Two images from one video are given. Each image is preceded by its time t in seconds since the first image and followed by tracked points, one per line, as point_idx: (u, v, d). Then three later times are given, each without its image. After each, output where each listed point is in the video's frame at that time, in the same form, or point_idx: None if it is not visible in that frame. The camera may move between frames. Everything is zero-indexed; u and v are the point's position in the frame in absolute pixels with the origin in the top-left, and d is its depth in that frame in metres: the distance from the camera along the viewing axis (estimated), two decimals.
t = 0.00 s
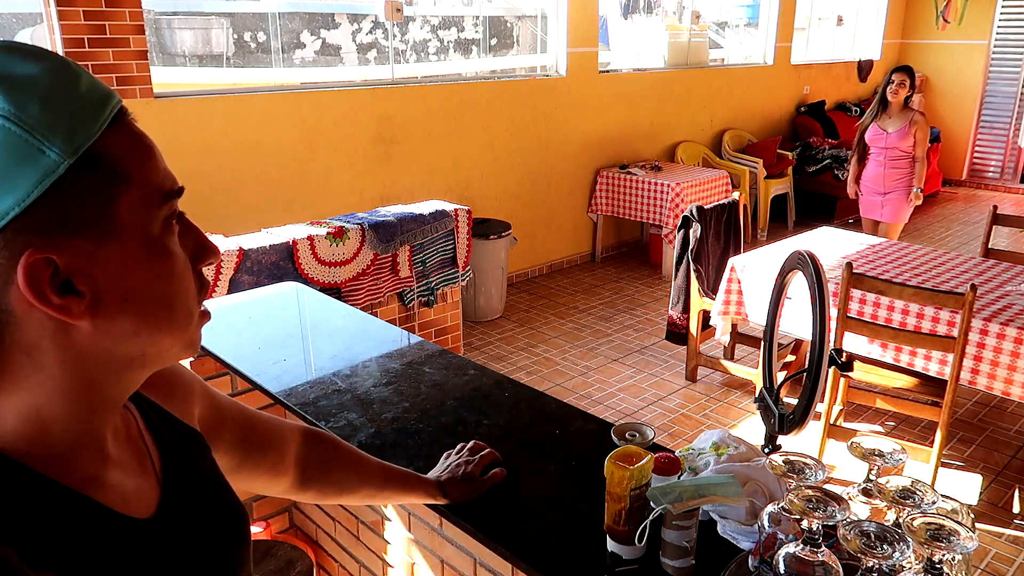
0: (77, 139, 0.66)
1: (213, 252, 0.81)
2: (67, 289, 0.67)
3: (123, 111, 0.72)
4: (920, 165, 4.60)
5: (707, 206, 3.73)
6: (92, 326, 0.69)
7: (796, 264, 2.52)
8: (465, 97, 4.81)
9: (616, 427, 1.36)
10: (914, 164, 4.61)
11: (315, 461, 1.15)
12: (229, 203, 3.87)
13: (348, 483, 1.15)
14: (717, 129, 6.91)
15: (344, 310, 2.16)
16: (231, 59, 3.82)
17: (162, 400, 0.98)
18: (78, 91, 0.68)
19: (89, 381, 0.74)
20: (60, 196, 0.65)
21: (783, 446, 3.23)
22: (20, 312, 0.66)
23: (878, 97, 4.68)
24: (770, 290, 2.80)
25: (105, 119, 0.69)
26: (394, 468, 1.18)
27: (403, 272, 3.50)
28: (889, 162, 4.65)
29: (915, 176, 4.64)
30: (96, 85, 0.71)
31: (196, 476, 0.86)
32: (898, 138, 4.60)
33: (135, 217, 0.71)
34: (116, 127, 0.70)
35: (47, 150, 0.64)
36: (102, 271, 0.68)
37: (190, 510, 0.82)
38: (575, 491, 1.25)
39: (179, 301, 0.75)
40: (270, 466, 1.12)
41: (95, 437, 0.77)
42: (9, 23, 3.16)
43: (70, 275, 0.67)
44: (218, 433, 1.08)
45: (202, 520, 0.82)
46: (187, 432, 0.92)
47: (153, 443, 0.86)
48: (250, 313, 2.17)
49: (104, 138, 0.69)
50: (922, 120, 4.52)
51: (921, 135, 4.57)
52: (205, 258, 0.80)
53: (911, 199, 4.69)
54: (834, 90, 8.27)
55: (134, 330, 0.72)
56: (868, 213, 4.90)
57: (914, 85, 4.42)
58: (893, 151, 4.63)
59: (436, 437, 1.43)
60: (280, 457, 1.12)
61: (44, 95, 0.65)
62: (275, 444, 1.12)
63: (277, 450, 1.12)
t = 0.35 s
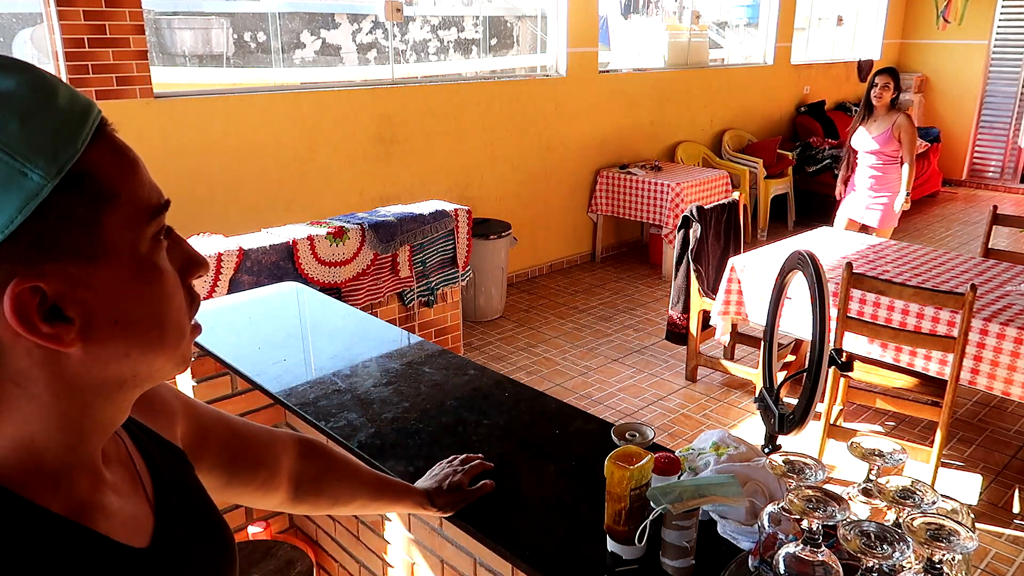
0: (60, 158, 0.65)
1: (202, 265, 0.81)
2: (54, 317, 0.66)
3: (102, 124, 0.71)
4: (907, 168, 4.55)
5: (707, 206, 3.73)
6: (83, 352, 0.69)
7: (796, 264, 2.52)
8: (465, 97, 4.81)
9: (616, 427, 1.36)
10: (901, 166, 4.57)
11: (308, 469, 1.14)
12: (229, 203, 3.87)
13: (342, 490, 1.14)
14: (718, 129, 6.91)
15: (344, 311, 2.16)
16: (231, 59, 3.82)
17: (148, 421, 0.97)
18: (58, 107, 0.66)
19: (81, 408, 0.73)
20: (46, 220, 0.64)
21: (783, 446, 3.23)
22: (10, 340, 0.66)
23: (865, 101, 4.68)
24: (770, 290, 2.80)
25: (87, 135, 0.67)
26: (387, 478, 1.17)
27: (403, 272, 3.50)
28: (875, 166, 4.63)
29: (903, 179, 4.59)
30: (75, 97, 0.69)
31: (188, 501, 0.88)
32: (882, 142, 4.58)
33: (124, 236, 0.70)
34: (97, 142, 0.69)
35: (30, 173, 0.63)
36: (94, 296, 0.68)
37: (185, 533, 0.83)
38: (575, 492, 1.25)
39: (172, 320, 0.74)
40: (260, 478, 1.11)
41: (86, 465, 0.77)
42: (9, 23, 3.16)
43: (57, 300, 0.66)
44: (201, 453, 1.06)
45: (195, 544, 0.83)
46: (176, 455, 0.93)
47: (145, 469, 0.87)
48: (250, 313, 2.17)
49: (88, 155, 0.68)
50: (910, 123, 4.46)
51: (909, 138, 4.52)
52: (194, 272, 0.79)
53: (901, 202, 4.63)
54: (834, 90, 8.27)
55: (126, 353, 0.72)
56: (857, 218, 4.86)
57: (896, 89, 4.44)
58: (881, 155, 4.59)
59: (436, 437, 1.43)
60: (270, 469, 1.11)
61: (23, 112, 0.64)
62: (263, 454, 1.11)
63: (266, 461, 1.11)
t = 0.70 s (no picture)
0: (53, 160, 0.65)
1: (189, 280, 0.80)
2: (33, 314, 0.67)
3: (102, 134, 0.71)
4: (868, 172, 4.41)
5: (707, 206, 3.73)
6: (59, 352, 0.69)
7: (796, 264, 2.52)
8: (465, 97, 4.81)
9: (616, 428, 1.36)
10: (863, 170, 4.43)
11: (311, 469, 1.13)
12: (228, 203, 3.87)
13: (344, 490, 1.15)
14: (718, 129, 6.91)
15: (344, 311, 2.16)
16: (231, 59, 3.82)
17: (147, 420, 0.97)
18: (59, 113, 0.67)
19: (58, 410, 0.74)
20: (33, 219, 0.65)
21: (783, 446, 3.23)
22: None
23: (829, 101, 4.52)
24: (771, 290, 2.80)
25: (83, 142, 0.68)
26: (391, 478, 1.17)
27: (403, 272, 3.50)
28: (838, 169, 4.49)
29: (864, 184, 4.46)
30: (77, 106, 0.70)
31: (183, 498, 0.88)
32: (846, 144, 4.44)
33: (108, 243, 0.70)
34: (93, 150, 0.70)
35: (21, 171, 0.63)
36: (74, 298, 0.68)
37: (172, 535, 0.84)
38: (575, 492, 1.25)
39: (153, 330, 0.74)
40: (263, 477, 1.11)
41: (67, 465, 0.77)
42: (9, 23, 3.16)
43: (37, 299, 0.66)
44: (206, 452, 1.07)
45: (184, 545, 0.84)
46: (173, 451, 0.93)
47: (136, 474, 0.87)
48: (250, 313, 2.17)
49: (82, 162, 0.68)
50: (874, 125, 4.34)
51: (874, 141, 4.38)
52: (182, 285, 0.79)
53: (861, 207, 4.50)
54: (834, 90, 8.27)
55: (104, 357, 0.72)
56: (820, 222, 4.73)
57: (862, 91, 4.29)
58: (846, 159, 4.46)
59: (436, 437, 1.43)
60: (274, 469, 1.11)
61: (22, 112, 0.64)
62: (267, 453, 1.11)
63: (270, 459, 1.11)
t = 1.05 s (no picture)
0: (83, 175, 0.66)
1: (192, 294, 0.80)
2: (52, 322, 0.66)
3: (122, 149, 0.73)
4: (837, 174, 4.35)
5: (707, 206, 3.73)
6: (70, 357, 0.69)
7: (796, 264, 2.52)
8: (465, 97, 4.81)
9: (616, 427, 1.36)
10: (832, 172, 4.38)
11: (307, 468, 1.13)
12: (229, 202, 3.88)
13: (341, 489, 1.14)
14: (718, 129, 6.91)
15: (345, 311, 2.16)
16: (231, 59, 3.82)
17: (140, 424, 0.95)
18: (87, 127, 0.69)
19: (59, 418, 0.73)
20: (58, 229, 0.65)
21: (783, 446, 3.23)
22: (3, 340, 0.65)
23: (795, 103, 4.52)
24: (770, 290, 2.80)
25: (109, 156, 0.69)
26: (389, 479, 1.17)
27: (403, 272, 3.50)
28: (807, 172, 4.44)
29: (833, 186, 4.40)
30: (102, 121, 0.71)
31: (176, 504, 0.88)
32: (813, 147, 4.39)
33: (124, 254, 0.70)
34: (116, 165, 0.71)
35: (53, 183, 0.64)
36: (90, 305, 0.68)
37: (161, 543, 0.84)
38: (575, 492, 1.25)
39: (157, 340, 0.74)
40: (259, 476, 1.11)
41: (62, 472, 0.78)
42: (9, 23, 3.17)
43: (57, 306, 0.66)
44: (202, 452, 1.06)
45: (174, 552, 0.84)
46: (167, 453, 0.93)
47: (128, 481, 0.87)
48: (250, 313, 2.17)
49: (107, 176, 0.69)
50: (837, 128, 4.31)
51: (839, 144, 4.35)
52: (185, 298, 0.79)
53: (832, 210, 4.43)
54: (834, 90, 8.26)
55: (111, 365, 0.71)
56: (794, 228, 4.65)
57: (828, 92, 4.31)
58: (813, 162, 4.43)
59: (436, 437, 1.43)
60: (270, 468, 1.11)
61: (52, 127, 0.65)
62: (263, 451, 1.11)
63: (267, 458, 1.11)
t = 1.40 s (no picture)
0: (104, 181, 0.66)
1: (205, 294, 0.81)
2: (73, 326, 0.66)
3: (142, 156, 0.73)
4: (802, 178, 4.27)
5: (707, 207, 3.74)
6: (90, 359, 0.69)
7: (796, 264, 2.51)
8: (465, 97, 4.81)
9: (616, 427, 1.36)
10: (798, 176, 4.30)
11: (310, 461, 1.13)
12: (230, 202, 3.88)
13: (345, 481, 1.15)
14: (717, 129, 6.91)
15: (345, 311, 2.16)
16: (231, 59, 3.82)
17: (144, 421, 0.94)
18: (107, 133, 0.69)
19: (73, 416, 0.73)
20: (78, 235, 0.65)
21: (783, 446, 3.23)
22: (20, 343, 0.66)
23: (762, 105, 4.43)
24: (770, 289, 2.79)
25: (130, 162, 0.69)
26: (392, 470, 1.17)
27: (403, 272, 3.50)
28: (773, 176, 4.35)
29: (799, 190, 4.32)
30: (122, 127, 0.71)
31: (181, 502, 0.89)
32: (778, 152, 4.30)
33: (145, 258, 0.70)
34: (137, 170, 0.71)
35: (75, 191, 0.64)
36: (107, 309, 0.68)
37: (169, 539, 0.85)
38: (575, 492, 1.25)
39: (173, 341, 0.74)
40: (262, 468, 1.11)
41: (71, 472, 0.78)
42: (9, 23, 3.16)
43: (78, 311, 0.66)
44: (205, 444, 1.07)
45: (181, 548, 0.85)
46: (168, 453, 0.92)
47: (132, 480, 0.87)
48: (249, 313, 2.17)
49: (129, 182, 0.69)
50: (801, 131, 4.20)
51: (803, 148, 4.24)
52: (198, 299, 0.79)
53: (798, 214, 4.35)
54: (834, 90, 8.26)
55: (129, 366, 0.71)
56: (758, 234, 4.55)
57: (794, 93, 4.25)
58: (779, 165, 4.33)
59: (435, 437, 1.43)
60: (272, 461, 1.11)
61: (75, 137, 0.66)
62: (265, 443, 1.11)
63: (269, 450, 1.12)
